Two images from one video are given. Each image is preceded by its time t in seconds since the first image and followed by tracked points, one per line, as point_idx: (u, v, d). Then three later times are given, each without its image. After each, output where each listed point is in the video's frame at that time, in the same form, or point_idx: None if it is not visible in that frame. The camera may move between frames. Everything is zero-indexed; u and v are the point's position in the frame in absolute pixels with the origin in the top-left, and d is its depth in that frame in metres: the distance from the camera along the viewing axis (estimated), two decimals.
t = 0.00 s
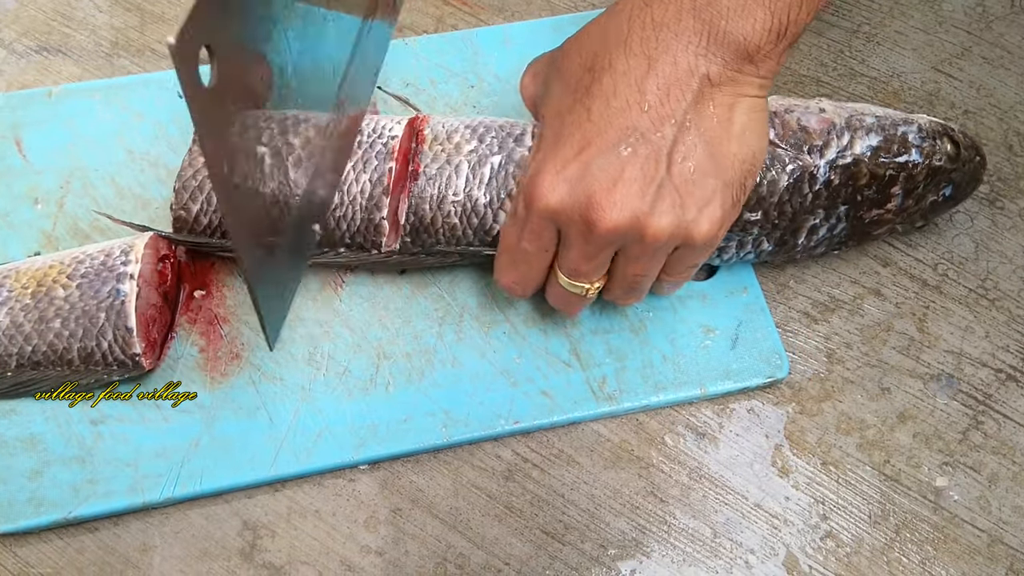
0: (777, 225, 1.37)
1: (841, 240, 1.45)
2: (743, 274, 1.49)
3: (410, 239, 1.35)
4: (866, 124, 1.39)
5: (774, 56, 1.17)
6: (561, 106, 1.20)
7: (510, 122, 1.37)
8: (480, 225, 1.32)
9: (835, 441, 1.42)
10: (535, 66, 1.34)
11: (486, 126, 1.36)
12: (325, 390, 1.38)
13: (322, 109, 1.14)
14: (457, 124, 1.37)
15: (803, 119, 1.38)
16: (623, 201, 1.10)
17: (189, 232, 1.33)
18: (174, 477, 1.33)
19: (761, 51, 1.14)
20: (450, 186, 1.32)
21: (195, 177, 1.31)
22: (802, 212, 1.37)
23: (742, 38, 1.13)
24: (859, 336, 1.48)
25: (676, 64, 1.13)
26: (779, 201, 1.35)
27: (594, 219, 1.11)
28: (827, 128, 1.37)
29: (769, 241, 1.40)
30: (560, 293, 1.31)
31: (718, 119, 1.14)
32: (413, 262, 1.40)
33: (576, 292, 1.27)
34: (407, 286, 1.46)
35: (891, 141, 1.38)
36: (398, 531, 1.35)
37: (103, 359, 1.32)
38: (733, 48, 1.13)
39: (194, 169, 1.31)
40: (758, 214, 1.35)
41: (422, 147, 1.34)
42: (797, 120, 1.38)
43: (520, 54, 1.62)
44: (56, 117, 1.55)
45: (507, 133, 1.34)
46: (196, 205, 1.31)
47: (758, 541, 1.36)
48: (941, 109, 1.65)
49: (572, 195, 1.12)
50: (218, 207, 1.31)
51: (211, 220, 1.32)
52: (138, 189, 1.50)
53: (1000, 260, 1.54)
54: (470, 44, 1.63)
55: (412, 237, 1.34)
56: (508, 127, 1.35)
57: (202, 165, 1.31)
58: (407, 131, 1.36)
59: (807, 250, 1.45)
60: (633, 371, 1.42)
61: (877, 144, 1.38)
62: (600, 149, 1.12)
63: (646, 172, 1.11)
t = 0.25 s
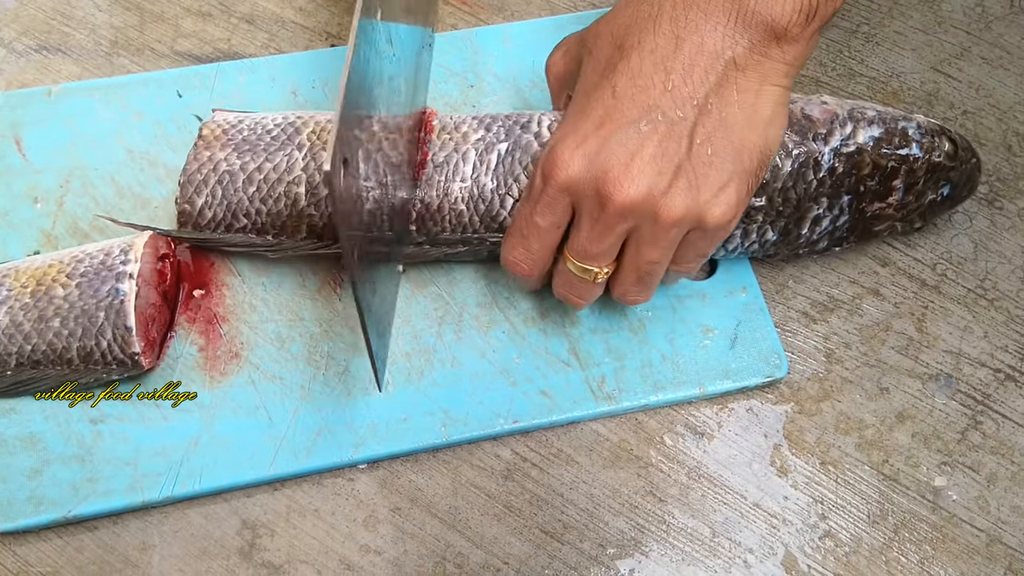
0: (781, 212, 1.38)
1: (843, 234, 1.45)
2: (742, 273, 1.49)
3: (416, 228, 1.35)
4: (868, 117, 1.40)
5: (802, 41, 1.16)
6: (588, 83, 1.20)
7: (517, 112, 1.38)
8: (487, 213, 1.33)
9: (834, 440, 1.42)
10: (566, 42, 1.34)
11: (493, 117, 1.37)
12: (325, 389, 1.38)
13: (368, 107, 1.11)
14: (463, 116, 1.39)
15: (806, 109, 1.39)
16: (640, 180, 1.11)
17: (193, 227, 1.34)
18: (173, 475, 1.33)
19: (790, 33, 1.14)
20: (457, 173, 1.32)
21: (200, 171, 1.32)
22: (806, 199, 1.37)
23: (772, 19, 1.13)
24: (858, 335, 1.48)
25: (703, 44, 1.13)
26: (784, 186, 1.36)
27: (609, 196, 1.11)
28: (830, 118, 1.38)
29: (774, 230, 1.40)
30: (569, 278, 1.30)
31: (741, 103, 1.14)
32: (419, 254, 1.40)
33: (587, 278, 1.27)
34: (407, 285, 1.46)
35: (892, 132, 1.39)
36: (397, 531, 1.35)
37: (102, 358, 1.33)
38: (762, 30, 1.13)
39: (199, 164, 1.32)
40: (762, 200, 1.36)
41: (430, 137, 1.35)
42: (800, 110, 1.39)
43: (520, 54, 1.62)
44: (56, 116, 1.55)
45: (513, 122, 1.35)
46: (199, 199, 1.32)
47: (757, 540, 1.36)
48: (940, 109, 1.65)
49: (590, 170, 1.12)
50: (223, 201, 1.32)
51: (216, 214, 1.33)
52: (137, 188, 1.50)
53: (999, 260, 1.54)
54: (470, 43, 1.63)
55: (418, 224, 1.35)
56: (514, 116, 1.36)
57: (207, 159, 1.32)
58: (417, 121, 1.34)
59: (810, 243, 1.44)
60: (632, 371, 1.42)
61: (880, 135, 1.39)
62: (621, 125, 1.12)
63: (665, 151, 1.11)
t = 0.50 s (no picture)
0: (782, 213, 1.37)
1: (843, 234, 1.45)
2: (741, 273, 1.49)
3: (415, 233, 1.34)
4: (869, 116, 1.39)
5: (849, 41, 1.15)
6: (634, 88, 1.23)
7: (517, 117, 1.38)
8: (486, 220, 1.32)
9: (833, 439, 1.42)
10: (608, 45, 1.37)
11: (493, 123, 1.37)
12: (324, 388, 1.38)
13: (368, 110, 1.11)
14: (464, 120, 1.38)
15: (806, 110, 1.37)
16: (683, 184, 1.14)
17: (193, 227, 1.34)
18: (172, 474, 1.33)
19: (837, 33, 1.13)
20: (457, 179, 1.32)
21: (200, 172, 1.32)
22: (807, 199, 1.37)
23: (818, 18, 1.12)
24: (858, 335, 1.48)
25: (749, 46, 1.14)
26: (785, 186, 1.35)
27: (653, 200, 1.15)
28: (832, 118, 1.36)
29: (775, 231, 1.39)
30: (610, 286, 1.31)
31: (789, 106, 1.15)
32: (418, 258, 1.40)
33: (630, 284, 1.28)
34: (406, 284, 1.46)
35: (894, 133, 1.39)
36: (397, 530, 1.35)
37: (101, 357, 1.32)
38: (806, 31, 1.13)
39: (199, 164, 1.33)
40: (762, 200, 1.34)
41: (431, 142, 1.35)
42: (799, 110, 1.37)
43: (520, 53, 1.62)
44: (55, 114, 1.55)
45: (513, 129, 1.35)
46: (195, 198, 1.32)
47: (756, 540, 1.36)
48: (940, 108, 1.65)
49: (635, 175, 1.16)
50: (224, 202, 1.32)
51: (216, 215, 1.33)
52: (136, 187, 1.50)
53: (998, 260, 1.54)
54: (469, 42, 1.63)
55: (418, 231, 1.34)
56: (515, 123, 1.36)
57: (208, 160, 1.33)
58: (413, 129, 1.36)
59: (810, 242, 1.44)
60: (632, 370, 1.42)
61: (881, 135, 1.38)
62: (666, 129, 1.15)
63: (710, 155, 1.14)
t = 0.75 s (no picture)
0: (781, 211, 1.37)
1: (842, 231, 1.45)
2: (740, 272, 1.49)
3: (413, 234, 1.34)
4: (866, 114, 1.40)
5: (842, 45, 1.14)
6: (625, 89, 1.22)
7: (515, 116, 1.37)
8: (483, 219, 1.31)
9: (832, 439, 1.42)
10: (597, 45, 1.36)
11: (491, 121, 1.36)
12: (324, 387, 1.38)
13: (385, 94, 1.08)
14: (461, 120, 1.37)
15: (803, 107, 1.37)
16: (679, 187, 1.13)
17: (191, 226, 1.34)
18: (172, 473, 1.33)
19: (829, 37, 1.12)
20: (454, 178, 1.31)
21: (198, 171, 1.32)
22: (806, 197, 1.37)
23: (809, 21, 1.11)
24: (857, 334, 1.48)
25: (742, 50, 1.14)
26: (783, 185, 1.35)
27: (651, 202, 1.14)
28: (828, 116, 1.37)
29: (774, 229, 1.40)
30: (607, 286, 1.30)
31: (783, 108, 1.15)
32: (415, 257, 1.40)
33: (625, 283, 1.27)
34: (405, 283, 1.46)
35: (891, 129, 1.40)
36: (396, 529, 1.35)
37: (100, 356, 1.32)
38: (799, 34, 1.13)
39: (197, 163, 1.33)
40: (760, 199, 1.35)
41: (427, 141, 1.34)
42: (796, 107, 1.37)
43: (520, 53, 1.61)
44: (53, 113, 1.55)
45: (510, 127, 1.34)
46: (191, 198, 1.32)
47: (755, 539, 1.36)
48: (939, 108, 1.65)
49: (630, 178, 1.15)
50: (220, 200, 1.32)
51: (214, 213, 1.33)
52: (135, 186, 1.50)
53: (997, 260, 1.54)
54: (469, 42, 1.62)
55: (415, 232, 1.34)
56: (512, 120, 1.36)
57: (206, 158, 1.33)
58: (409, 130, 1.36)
59: (809, 241, 1.44)
60: (631, 369, 1.42)
61: (878, 133, 1.39)
62: (661, 132, 1.15)
63: (705, 158, 1.14)
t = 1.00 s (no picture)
0: (774, 189, 1.38)
1: (832, 198, 1.46)
2: (736, 258, 1.49)
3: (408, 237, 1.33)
4: (845, 81, 1.40)
5: (799, 38, 1.16)
6: (587, 84, 1.21)
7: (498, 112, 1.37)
8: (477, 218, 1.32)
9: (832, 440, 1.42)
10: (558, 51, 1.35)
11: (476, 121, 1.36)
12: (326, 384, 1.38)
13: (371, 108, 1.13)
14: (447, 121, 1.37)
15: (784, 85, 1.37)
16: (650, 183, 1.12)
17: (182, 224, 1.31)
18: (177, 474, 1.33)
19: (785, 33, 1.15)
20: (445, 182, 1.31)
21: (190, 168, 1.31)
22: (796, 172, 1.37)
23: (767, 19, 1.14)
24: (857, 335, 1.48)
25: (702, 44, 1.15)
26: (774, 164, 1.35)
27: (621, 199, 1.13)
28: (810, 89, 1.37)
29: (768, 206, 1.41)
30: (584, 272, 1.32)
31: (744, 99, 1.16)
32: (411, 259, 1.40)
33: (601, 272, 1.29)
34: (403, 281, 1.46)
35: (869, 95, 1.40)
36: (396, 529, 1.35)
37: (101, 359, 1.32)
38: (756, 29, 1.15)
39: (189, 160, 1.31)
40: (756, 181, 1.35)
41: (421, 143, 1.33)
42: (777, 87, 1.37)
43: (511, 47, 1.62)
44: (46, 118, 1.55)
45: (495, 124, 1.34)
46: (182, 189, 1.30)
47: (755, 540, 1.36)
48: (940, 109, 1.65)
49: (598, 176, 1.13)
50: (213, 196, 1.30)
51: (206, 210, 1.30)
52: (130, 189, 1.51)
53: (997, 260, 1.54)
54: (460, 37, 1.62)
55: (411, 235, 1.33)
56: (496, 118, 1.35)
57: (198, 156, 1.31)
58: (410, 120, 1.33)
59: (801, 212, 1.45)
60: (631, 358, 1.42)
61: (858, 99, 1.39)
62: (627, 128, 1.13)
63: (672, 153, 1.13)
